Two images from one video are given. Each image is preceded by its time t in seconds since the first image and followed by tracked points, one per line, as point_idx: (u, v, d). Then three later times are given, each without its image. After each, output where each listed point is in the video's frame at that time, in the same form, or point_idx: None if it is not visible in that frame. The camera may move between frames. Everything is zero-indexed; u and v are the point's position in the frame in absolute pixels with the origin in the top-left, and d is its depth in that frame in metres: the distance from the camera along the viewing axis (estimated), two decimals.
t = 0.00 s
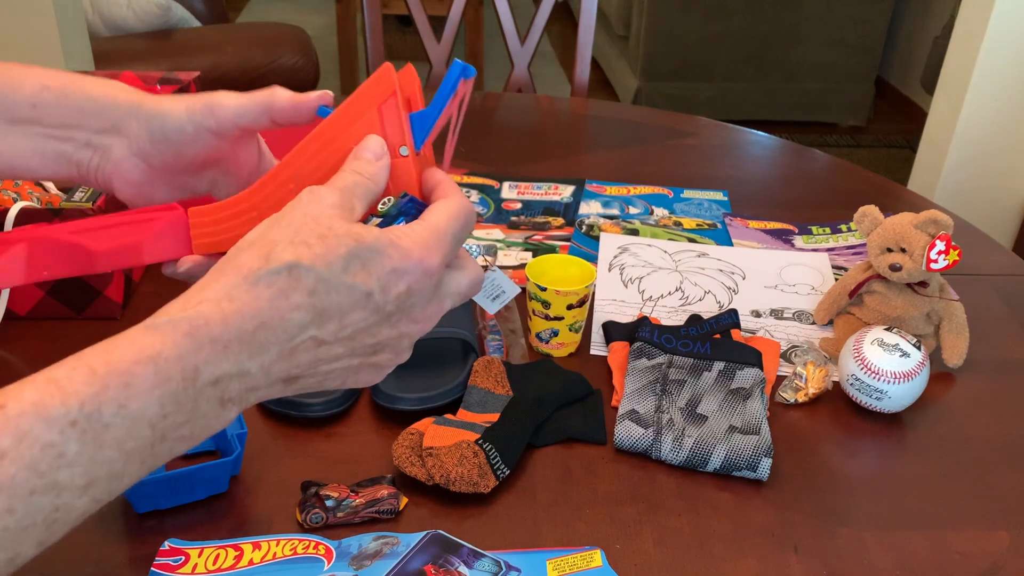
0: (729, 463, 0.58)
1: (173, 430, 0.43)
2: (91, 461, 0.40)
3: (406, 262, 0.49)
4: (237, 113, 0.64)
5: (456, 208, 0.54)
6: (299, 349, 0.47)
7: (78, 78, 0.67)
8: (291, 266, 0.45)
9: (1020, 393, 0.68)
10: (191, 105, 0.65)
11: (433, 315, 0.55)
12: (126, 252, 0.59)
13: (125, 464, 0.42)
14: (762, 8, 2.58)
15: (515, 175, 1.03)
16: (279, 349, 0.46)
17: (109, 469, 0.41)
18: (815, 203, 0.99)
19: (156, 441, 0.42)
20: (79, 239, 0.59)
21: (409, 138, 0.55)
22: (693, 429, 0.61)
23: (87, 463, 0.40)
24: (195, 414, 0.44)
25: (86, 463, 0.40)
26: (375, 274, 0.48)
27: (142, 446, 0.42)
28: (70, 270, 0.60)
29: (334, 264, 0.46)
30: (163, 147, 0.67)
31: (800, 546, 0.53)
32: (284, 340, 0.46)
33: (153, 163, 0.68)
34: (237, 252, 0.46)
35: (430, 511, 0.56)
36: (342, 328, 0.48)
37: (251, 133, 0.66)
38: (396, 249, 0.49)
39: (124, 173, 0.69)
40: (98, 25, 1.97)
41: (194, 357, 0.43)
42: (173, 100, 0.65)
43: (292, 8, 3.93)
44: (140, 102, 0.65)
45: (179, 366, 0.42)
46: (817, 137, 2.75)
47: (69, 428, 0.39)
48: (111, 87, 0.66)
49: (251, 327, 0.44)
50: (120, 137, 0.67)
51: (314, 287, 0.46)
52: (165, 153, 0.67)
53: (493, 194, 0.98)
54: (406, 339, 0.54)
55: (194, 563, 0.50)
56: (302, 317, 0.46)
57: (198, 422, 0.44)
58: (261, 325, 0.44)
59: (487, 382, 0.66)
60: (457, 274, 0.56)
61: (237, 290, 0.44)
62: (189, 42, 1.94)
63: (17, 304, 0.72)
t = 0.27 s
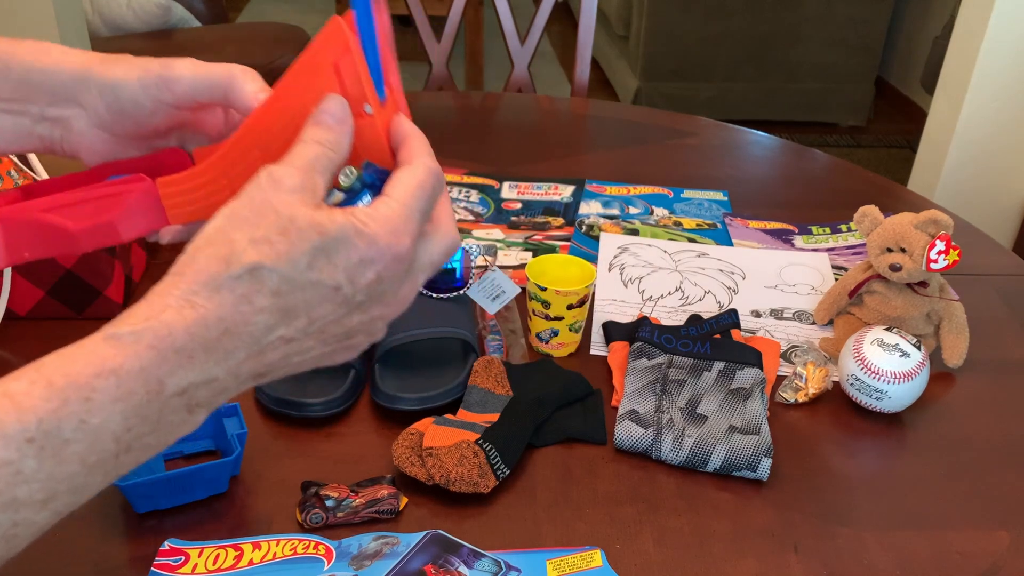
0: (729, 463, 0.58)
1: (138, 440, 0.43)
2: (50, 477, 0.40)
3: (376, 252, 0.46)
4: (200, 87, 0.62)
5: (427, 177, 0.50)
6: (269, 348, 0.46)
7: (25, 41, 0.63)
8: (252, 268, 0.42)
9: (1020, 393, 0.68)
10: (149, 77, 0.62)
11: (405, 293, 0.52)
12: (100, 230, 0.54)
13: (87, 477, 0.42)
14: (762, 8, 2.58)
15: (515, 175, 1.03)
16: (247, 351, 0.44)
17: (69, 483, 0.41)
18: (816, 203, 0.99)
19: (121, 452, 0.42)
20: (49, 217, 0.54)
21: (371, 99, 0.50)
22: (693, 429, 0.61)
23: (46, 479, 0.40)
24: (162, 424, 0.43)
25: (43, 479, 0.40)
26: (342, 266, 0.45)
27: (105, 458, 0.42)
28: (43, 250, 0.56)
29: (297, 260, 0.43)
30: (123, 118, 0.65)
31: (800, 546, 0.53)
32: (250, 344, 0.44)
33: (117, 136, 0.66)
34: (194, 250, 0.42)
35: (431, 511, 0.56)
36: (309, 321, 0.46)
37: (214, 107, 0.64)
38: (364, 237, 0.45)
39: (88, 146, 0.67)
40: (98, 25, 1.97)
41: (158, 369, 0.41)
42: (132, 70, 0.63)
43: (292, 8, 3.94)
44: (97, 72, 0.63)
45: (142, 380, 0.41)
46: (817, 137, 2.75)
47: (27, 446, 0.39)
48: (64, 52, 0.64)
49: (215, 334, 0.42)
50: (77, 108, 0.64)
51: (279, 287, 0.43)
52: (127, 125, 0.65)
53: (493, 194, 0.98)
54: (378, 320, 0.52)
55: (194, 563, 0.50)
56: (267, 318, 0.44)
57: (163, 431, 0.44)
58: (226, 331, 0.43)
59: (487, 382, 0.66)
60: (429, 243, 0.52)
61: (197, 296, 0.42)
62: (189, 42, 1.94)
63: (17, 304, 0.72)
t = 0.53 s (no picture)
0: (729, 463, 0.58)
1: (119, 416, 0.44)
2: (27, 458, 0.41)
3: (355, 218, 0.48)
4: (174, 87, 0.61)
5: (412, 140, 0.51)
6: (248, 319, 0.48)
7: (6, 23, 0.63)
8: (229, 241, 0.44)
9: (1020, 393, 0.68)
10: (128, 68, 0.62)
11: (389, 257, 0.54)
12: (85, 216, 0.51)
13: (67, 457, 0.43)
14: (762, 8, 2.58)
15: (515, 175, 1.03)
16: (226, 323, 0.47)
17: (50, 461, 0.42)
18: (816, 203, 0.99)
19: (100, 429, 0.44)
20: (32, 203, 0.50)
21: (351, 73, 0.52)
22: (692, 429, 0.61)
23: (24, 459, 0.41)
24: (142, 400, 0.45)
25: (22, 460, 0.41)
26: (320, 234, 0.47)
27: (85, 435, 0.43)
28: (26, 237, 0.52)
29: (274, 228, 0.45)
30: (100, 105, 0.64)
31: (800, 546, 0.53)
32: (230, 316, 0.46)
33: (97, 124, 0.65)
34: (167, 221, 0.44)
35: (430, 511, 0.56)
36: (291, 290, 0.49)
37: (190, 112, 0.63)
38: (342, 202, 0.46)
39: (68, 129, 0.67)
40: (97, 25, 1.98)
41: (135, 345, 0.43)
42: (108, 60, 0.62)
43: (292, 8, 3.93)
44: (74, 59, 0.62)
45: (119, 356, 0.42)
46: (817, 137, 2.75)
47: (3, 428, 0.40)
48: (48, 36, 0.64)
49: (192, 307, 0.44)
50: (54, 92, 0.64)
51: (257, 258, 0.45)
52: (104, 113, 0.65)
53: (493, 194, 0.98)
54: (360, 285, 0.54)
55: (194, 563, 0.50)
56: (247, 288, 0.46)
57: (144, 407, 0.45)
58: (204, 304, 0.45)
59: (487, 382, 0.66)
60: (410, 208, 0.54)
61: (173, 269, 0.44)
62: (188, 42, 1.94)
63: (18, 304, 0.72)
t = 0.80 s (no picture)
0: (729, 463, 0.58)
1: (89, 382, 0.43)
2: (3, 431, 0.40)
3: (333, 184, 0.45)
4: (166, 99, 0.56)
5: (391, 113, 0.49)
6: (221, 286, 0.46)
7: None
8: (196, 203, 0.41)
9: (1020, 393, 0.68)
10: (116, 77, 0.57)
11: (371, 228, 0.51)
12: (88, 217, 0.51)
13: (39, 427, 0.42)
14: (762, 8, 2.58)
15: (515, 175, 1.03)
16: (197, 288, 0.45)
17: (23, 432, 0.41)
18: (816, 203, 0.99)
19: (72, 397, 0.42)
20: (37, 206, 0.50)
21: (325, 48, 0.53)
22: (692, 429, 0.61)
23: None
24: (112, 364, 0.43)
25: None
26: (297, 199, 0.44)
27: (56, 403, 0.42)
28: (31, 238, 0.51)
29: (248, 194, 0.42)
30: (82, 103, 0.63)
31: (800, 546, 0.53)
32: (200, 280, 0.44)
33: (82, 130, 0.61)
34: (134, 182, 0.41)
35: (431, 510, 0.56)
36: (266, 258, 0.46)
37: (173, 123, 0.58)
38: (320, 165, 0.44)
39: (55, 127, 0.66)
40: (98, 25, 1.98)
41: (101, 308, 0.41)
42: (94, 72, 0.57)
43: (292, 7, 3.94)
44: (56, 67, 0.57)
45: (85, 319, 0.41)
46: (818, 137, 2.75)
47: None
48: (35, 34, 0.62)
49: (160, 270, 0.42)
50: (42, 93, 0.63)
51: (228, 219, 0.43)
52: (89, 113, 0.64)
53: (493, 194, 0.98)
54: (342, 258, 0.52)
55: (194, 563, 0.50)
56: (218, 252, 0.44)
57: (115, 372, 0.44)
58: (172, 267, 0.43)
59: (487, 382, 0.66)
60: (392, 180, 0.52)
61: (140, 231, 0.41)
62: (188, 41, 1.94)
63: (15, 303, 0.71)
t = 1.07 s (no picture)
0: (728, 463, 0.58)
1: (47, 362, 0.42)
2: None
3: (281, 133, 0.43)
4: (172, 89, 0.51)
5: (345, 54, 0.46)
6: (176, 249, 0.45)
7: None
8: (137, 167, 0.40)
9: (1019, 393, 0.68)
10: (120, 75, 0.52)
11: (330, 173, 0.50)
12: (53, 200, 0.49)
13: None
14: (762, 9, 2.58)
15: (515, 175, 1.03)
16: (150, 254, 0.44)
17: None
18: (816, 203, 0.99)
19: (31, 378, 0.42)
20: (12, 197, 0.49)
21: None
22: (692, 429, 0.61)
23: None
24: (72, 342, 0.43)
25: None
26: (245, 152, 0.43)
27: (13, 385, 0.41)
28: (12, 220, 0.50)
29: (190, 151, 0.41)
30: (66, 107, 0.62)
31: (799, 546, 0.54)
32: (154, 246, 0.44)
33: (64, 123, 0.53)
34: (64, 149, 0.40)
35: (430, 510, 0.56)
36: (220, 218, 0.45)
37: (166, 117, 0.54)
38: (265, 113, 0.42)
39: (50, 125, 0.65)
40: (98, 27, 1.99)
41: (49, 284, 0.40)
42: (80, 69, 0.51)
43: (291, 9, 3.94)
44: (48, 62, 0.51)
45: (36, 296, 0.40)
46: (817, 137, 2.75)
47: None
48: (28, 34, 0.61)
49: (108, 240, 0.42)
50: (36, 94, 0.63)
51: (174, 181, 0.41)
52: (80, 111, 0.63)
53: (493, 195, 0.98)
54: (301, 207, 0.50)
55: (195, 563, 0.50)
56: (168, 214, 0.43)
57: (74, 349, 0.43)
58: (121, 237, 0.42)
59: (487, 382, 0.66)
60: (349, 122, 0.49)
61: (81, 202, 0.41)
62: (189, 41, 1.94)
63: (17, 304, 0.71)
